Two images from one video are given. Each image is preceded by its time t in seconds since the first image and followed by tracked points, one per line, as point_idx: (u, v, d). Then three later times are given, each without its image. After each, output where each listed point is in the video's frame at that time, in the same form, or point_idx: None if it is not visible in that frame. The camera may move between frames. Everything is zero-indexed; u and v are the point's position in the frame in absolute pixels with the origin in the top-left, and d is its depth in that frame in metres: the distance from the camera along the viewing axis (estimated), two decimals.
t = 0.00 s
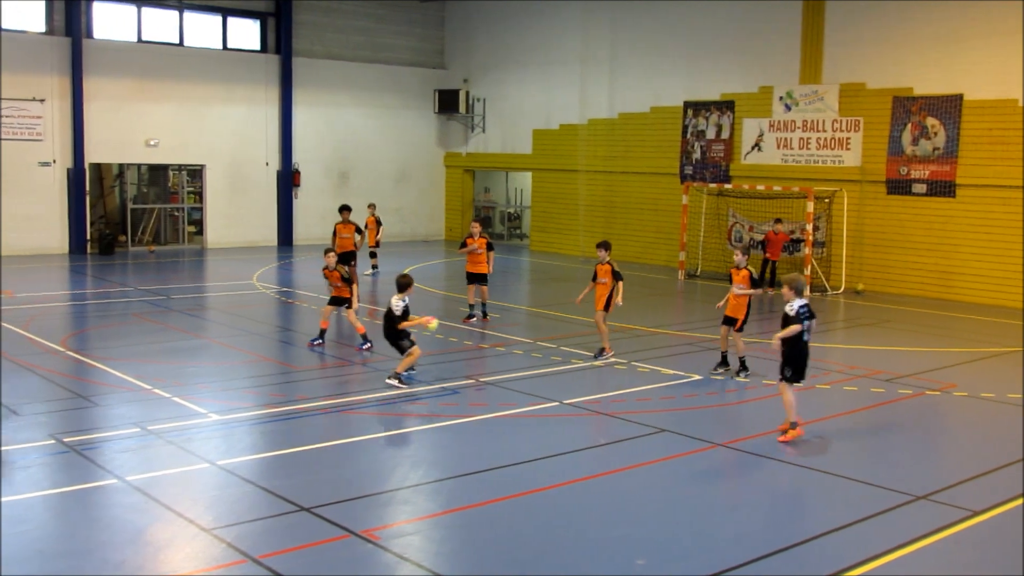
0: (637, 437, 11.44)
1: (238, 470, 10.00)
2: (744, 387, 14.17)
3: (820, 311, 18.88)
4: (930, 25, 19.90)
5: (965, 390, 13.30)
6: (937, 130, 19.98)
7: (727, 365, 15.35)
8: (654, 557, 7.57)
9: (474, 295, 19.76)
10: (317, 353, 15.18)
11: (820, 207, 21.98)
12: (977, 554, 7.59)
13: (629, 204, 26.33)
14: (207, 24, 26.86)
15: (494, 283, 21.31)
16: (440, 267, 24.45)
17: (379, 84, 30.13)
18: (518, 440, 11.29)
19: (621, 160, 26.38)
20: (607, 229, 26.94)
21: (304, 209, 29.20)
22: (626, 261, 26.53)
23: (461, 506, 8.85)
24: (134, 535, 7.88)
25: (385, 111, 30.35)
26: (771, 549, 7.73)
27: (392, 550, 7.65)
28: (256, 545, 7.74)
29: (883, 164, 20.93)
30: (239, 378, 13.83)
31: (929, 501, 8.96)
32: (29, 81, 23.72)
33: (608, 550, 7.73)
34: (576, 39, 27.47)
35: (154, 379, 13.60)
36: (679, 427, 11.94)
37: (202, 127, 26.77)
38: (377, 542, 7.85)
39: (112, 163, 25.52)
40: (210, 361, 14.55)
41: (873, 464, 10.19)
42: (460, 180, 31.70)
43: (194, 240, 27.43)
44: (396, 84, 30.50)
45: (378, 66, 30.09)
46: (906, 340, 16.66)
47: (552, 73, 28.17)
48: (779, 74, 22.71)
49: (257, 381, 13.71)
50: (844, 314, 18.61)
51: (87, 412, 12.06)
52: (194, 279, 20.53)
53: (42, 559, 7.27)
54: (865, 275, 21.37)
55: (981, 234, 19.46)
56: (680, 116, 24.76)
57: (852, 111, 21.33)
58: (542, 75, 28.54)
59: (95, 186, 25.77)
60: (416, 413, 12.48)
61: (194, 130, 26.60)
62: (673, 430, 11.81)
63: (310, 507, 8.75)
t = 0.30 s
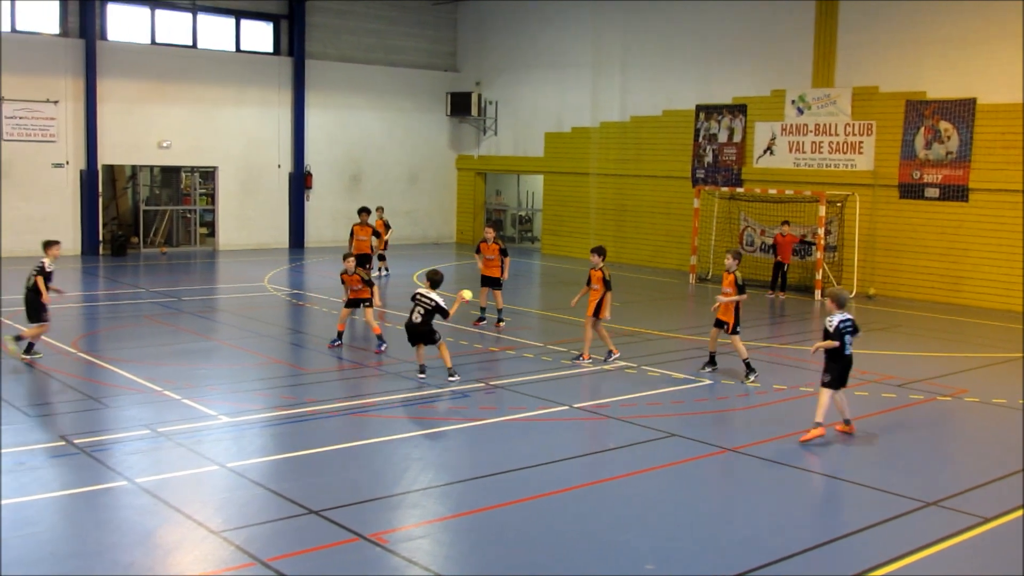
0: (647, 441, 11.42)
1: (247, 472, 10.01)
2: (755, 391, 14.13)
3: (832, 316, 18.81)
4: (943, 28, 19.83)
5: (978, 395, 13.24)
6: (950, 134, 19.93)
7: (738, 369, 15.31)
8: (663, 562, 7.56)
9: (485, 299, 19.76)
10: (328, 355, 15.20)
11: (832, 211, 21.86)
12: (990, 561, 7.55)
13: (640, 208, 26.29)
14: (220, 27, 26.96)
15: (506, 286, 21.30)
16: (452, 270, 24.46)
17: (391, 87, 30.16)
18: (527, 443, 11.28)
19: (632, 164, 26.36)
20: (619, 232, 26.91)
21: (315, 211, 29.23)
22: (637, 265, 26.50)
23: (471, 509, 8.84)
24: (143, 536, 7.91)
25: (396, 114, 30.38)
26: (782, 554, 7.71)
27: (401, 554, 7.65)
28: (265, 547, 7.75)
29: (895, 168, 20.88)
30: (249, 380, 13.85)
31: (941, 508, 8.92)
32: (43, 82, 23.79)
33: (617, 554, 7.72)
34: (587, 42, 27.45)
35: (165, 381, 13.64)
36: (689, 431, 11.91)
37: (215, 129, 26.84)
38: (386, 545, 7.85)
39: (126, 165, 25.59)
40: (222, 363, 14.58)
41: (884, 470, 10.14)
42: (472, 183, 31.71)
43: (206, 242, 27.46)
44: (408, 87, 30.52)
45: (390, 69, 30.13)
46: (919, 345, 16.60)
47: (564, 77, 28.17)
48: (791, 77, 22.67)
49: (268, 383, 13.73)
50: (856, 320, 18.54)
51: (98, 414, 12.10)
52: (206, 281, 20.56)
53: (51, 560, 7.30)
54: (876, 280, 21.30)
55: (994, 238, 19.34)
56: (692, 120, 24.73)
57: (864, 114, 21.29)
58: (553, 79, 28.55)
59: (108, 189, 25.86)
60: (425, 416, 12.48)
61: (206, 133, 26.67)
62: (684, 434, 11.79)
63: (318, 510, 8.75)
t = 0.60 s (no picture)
0: (657, 447, 11.42)
1: (259, 479, 10.03)
2: (765, 397, 14.11)
3: (843, 320, 18.75)
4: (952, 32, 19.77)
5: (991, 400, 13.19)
6: (960, 137, 19.89)
7: (749, 375, 15.29)
8: (674, 568, 7.54)
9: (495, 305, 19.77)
10: (338, 362, 15.22)
11: (842, 215, 21.77)
12: (1003, 567, 7.51)
13: (649, 213, 26.27)
14: (229, 35, 27.05)
15: (515, 292, 21.29)
16: (461, 276, 24.47)
17: (400, 94, 30.22)
18: (537, 449, 11.28)
19: (641, 169, 26.36)
20: (628, 238, 26.89)
21: (325, 218, 29.27)
22: (646, 270, 26.49)
23: (482, 515, 8.84)
24: (155, 542, 7.94)
25: (405, 121, 30.43)
26: (793, 561, 7.69)
27: (412, 560, 7.65)
28: (276, 553, 7.76)
29: (905, 172, 20.85)
30: (260, 387, 13.88)
31: (953, 514, 8.89)
32: (53, 91, 23.94)
33: (628, 561, 7.71)
34: (595, 48, 27.44)
35: (175, 388, 13.67)
36: (699, 437, 11.92)
37: (224, 137, 26.91)
38: (397, 551, 7.85)
39: (136, 173, 25.63)
40: (232, 370, 14.62)
41: (895, 476, 10.13)
42: (481, 189, 31.71)
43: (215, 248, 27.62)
44: (416, 93, 30.56)
45: (399, 76, 30.18)
46: (930, 350, 16.55)
47: (573, 83, 28.18)
48: (799, 82, 22.63)
49: (279, 390, 13.75)
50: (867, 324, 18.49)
51: (110, 421, 12.12)
52: (216, 288, 20.60)
53: (63, 566, 7.32)
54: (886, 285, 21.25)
55: (1006, 242, 19.28)
56: (700, 125, 24.72)
57: (874, 118, 21.24)
58: (562, 85, 28.55)
59: (118, 196, 25.67)
60: (436, 422, 12.49)
61: (216, 140, 26.75)
62: (694, 440, 11.79)
63: (329, 516, 8.76)
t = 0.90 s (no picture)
0: (694, 454, 11.35)
1: (296, 483, 10.07)
2: (802, 404, 14.01)
3: (881, 327, 18.57)
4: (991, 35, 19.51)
5: None
6: (1001, 141, 19.38)
7: (786, 382, 15.18)
8: None
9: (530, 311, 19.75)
10: (373, 367, 15.26)
11: (880, 221, 21.65)
12: None
13: (685, 219, 26.18)
14: (265, 42, 27.22)
15: (550, 298, 21.26)
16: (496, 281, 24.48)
17: (435, 100, 30.31)
18: (573, 456, 11.25)
19: (676, 175, 26.28)
20: (663, 244, 26.83)
21: (360, 224, 29.38)
22: (682, 276, 26.39)
23: (518, 522, 8.82)
24: (194, 546, 8.00)
25: (440, 127, 30.52)
26: (833, 570, 7.62)
27: (448, 566, 7.65)
28: (313, 558, 7.79)
29: (944, 177, 20.61)
30: (296, 392, 13.93)
31: (996, 524, 8.77)
32: (92, 98, 24.19)
33: (665, 569, 7.67)
34: (630, 53, 27.36)
35: (213, 393, 13.76)
36: (736, 444, 11.84)
37: (261, 143, 27.10)
38: (433, 557, 7.86)
39: (174, 179, 25.87)
40: (269, 375, 14.70)
41: (936, 485, 10.02)
42: (515, 195, 31.71)
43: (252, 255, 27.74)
44: (450, 100, 30.63)
45: (433, 82, 30.26)
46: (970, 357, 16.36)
47: (608, 89, 28.12)
48: (836, 86, 22.43)
49: (315, 395, 13.81)
50: (906, 331, 18.31)
51: (148, 426, 12.22)
52: (253, 294, 20.72)
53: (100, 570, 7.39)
54: (926, 292, 21.03)
55: None
56: (736, 130, 24.61)
57: (912, 123, 20.95)
58: (597, 90, 28.51)
59: (156, 202, 25.79)
60: (472, 428, 12.49)
61: (252, 147, 26.94)
62: (731, 447, 11.72)
63: (366, 522, 8.78)
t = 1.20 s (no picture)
0: (744, 463, 11.25)
1: (345, 489, 10.11)
2: (853, 413, 13.85)
3: (934, 336, 18.29)
4: None
5: None
6: None
7: (838, 391, 14.99)
8: None
9: (578, 319, 19.70)
10: (422, 374, 15.29)
11: (933, 228, 21.35)
12: None
13: (735, 227, 26.01)
14: (315, 51, 27.46)
15: (599, 305, 21.20)
16: (543, 289, 24.44)
17: (483, 108, 30.39)
18: (622, 464, 11.21)
19: (726, 183, 26.11)
20: (713, 252, 26.67)
21: (409, 231, 29.49)
22: (732, 284, 26.21)
23: (567, 530, 8.80)
24: (245, 550, 8.06)
25: (488, 134, 30.59)
26: None
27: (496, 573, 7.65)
28: (362, 563, 7.82)
29: (1001, 184, 20.28)
30: (346, 399, 14.00)
31: None
32: (144, 107, 24.54)
33: None
34: (679, 60, 27.23)
35: (264, 399, 13.86)
36: (786, 453, 11.73)
37: (311, 152, 27.31)
38: (482, 564, 7.85)
39: (225, 187, 26.02)
40: (318, 382, 14.78)
41: (992, 496, 9.84)
42: (564, 203, 31.76)
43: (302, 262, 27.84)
44: (499, 108, 30.69)
45: (482, 91, 30.33)
46: None
47: (657, 96, 28.04)
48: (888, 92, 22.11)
49: (364, 402, 13.86)
50: (960, 340, 18.02)
51: (200, 432, 12.34)
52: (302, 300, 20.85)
53: None
54: (981, 300, 20.21)
55: None
56: (786, 137, 24.41)
57: (966, 129, 20.58)
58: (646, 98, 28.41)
59: (207, 210, 25.98)
60: (519, 435, 12.48)
61: (303, 155, 27.17)
62: (781, 456, 11.61)
63: (415, 528, 8.79)
